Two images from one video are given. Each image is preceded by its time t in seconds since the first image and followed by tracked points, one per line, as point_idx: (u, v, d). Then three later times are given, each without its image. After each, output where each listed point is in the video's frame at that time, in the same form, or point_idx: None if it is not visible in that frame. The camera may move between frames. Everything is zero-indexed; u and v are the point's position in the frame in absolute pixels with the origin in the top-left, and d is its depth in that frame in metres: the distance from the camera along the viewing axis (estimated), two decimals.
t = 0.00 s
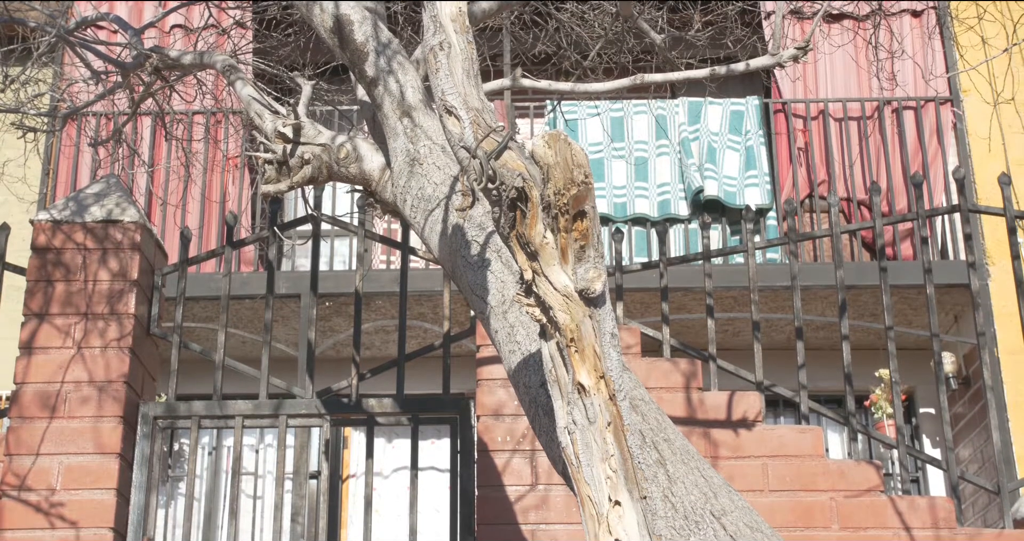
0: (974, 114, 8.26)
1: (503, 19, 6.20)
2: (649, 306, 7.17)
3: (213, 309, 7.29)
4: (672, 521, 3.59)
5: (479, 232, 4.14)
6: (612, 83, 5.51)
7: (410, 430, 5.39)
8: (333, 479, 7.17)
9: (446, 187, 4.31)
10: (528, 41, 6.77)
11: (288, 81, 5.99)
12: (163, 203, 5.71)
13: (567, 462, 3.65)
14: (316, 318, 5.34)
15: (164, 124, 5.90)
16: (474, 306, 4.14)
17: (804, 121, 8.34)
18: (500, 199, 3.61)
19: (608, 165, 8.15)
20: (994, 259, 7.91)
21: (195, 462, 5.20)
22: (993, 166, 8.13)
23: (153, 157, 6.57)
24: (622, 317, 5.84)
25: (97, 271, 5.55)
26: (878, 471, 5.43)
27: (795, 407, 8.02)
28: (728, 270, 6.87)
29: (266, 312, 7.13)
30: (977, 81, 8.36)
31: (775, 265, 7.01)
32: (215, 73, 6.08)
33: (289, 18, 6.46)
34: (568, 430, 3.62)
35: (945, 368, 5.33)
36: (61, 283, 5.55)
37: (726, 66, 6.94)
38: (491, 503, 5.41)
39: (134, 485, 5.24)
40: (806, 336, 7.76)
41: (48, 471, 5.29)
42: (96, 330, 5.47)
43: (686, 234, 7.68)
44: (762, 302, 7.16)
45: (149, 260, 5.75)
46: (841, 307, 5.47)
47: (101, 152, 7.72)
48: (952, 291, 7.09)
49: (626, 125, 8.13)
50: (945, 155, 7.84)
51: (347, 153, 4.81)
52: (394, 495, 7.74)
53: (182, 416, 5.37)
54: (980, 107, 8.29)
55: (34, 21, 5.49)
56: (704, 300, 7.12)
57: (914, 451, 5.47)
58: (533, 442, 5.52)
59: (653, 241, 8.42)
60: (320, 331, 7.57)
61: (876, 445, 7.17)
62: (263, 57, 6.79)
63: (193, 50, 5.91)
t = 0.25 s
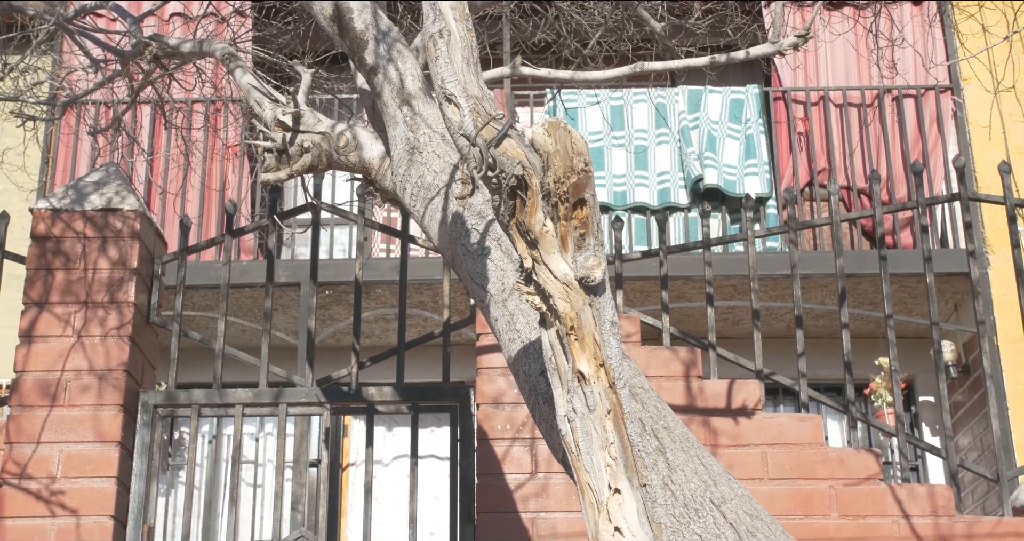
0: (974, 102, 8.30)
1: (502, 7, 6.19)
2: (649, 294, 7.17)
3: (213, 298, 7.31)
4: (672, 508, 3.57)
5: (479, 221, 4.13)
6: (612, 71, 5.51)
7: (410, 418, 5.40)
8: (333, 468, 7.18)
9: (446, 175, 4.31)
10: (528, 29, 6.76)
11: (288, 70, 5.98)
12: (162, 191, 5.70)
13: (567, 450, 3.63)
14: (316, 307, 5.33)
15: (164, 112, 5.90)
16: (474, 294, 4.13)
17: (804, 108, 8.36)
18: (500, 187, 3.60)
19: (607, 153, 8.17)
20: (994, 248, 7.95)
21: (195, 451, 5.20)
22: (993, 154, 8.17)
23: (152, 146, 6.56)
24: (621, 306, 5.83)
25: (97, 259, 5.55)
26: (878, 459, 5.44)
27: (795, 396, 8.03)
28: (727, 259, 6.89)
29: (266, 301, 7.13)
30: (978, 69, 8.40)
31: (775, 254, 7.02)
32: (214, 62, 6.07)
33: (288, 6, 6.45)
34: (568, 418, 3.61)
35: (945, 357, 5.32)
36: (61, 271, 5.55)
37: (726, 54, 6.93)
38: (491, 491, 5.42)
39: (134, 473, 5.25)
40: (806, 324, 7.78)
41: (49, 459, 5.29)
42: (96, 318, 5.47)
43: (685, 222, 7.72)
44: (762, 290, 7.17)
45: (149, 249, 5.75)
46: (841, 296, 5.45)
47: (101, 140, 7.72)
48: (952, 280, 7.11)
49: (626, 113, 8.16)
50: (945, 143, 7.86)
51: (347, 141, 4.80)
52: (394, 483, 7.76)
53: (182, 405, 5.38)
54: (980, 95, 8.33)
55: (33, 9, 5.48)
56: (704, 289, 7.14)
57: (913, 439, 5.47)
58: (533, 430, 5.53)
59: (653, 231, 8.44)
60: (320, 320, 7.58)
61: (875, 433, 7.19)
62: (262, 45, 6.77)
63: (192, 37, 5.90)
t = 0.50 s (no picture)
0: (974, 90, 8.35)
1: None
2: (649, 282, 7.17)
3: (212, 286, 7.32)
4: (672, 495, 3.58)
5: (479, 208, 4.12)
6: (612, 58, 5.50)
7: (410, 406, 5.40)
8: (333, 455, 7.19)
9: (446, 163, 4.30)
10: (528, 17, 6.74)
11: (287, 57, 5.97)
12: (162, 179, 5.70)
13: (566, 438, 3.62)
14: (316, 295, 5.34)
15: (164, 100, 5.89)
16: (474, 282, 4.13)
17: (805, 94, 8.37)
18: (500, 174, 3.59)
19: (608, 141, 8.17)
20: (994, 236, 7.99)
21: (195, 439, 5.20)
22: (993, 142, 8.21)
23: (151, 134, 6.56)
24: (621, 294, 5.83)
25: (96, 247, 5.54)
26: (877, 447, 5.45)
27: (794, 384, 8.04)
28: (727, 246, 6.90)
29: (265, 288, 7.14)
30: (978, 57, 8.46)
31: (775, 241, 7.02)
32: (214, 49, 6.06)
33: None
34: (568, 405, 3.59)
35: (945, 345, 5.31)
36: (61, 259, 5.55)
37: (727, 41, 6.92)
38: (491, 479, 5.42)
39: (134, 461, 5.26)
40: (806, 313, 7.79)
41: (49, 447, 5.29)
42: (96, 306, 5.47)
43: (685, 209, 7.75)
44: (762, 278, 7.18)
45: (149, 236, 5.75)
46: (841, 283, 5.43)
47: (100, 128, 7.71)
48: (952, 268, 7.12)
49: (626, 101, 8.17)
50: (945, 131, 7.88)
51: (347, 129, 4.79)
52: (394, 470, 7.77)
53: (182, 392, 5.38)
54: (981, 83, 8.37)
55: None
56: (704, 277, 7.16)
57: (913, 427, 5.48)
58: (533, 418, 5.53)
59: (653, 219, 8.45)
60: (320, 308, 7.58)
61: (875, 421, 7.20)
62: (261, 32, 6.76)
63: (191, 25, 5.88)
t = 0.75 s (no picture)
0: (974, 78, 8.35)
1: None
2: (648, 271, 7.18)
3: (212, 275, 7.34)
4: (672, 484, 3.57)
5: (479, 197, 4.12)
6: (612, 46, 5.50)
7: (410, 395, 5.41)
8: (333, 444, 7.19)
9: (446, 152, 4.30)
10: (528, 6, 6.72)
11: (287, 46, 5.95)
12: (161, 168, 5.70)
13: (566, 427, 3.60)
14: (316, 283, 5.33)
15: (163, 89, 5.89)
16: (474, 271, 4.13)
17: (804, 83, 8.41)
18: (499, 162, 3.57)
19: (607, 130, 8.18)
20: (994, 225, 8.00)
21: (195, 428, 5.20)
22: (993, 131, 8.23)
23: (151, 123, 6.56)
24: (621, 283, 5.83)
25: (96, 236, 5.54)
26: (877, 435, 5.44)
27: (794, 373, 8.05)
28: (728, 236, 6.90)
29: (265, 278, 7.15)
30: (979, 45, 8.46)
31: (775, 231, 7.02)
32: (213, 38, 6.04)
33: None
34: (568, 394, 3.58)
35: (944, 333, 5.30)
36: (61, 248, 5.55)
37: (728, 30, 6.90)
38: (491, 467, 5.43)
39: (134, 450, 5.26)
40: (806, 301, 7.80)
41: (49, 436, 5.30)
42: (96, 295, 5.48)
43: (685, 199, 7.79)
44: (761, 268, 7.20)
45: (148, 225, 5.74)
46: (841, 272, 5.42)
47: (99, 117, 7.71)
48: (951, 257, 7.14)
49: (626, 90, 8.17)
50: (945, 120, 7.90)
51: (346, 117, 4.79)
52: (395, 458, 7.78)
53: (182, 381, 5.37)
54: (981, 70, 8.38)
55: None
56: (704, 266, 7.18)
57: (912, 415, 5.48)
58: (533, 407, 5.53)
59: (653, 208, 8.46)
60: (319, 297, 7.59)
61: (874, 410, 7.21)
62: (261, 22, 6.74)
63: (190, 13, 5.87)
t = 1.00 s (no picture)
0: (974, 67, 8.36)
1: None
2: (648, 261, 7.19)
3: (212, 265, 7.35)
4: (672, 473, 3.58)
5: (479, 186, 4.11)
6: (612, 35, 5.49)
7: (410, 384, 5.41)
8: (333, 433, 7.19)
9: (446, 141, 4.29)
10: None
11: (287, 35, 5.94)
12: (161, 157, 5.69)
13: (566, 416, 3.59)
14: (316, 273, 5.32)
15: (163, 78, 5.88)
16: (473, 260, 4.12)
17: (804, 73, 8.43)
18: (499, 151, 3.55)
19: (608, 120, 8.19)
20: (994, 215, 8.04)
21: (195, 418, 5.20)
22: (993, 120, 8.25)
23: (151, 113, 6.55)
24: (621, 272, 5.83)
25: (96, 225, 5.54)
26: (876, 424, 5.43)
27: (793, 362, 8.06)
28: (728, 225, 6.92)
29: (265, 267, 7.16)
30: (979, 35, 8.47)
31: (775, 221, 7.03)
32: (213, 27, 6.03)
33: None
34: (568, 383, 3.57)
35: (944, 323, 5.29)
36: (60, 237, 5.55)
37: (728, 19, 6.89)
38: (490, 457, 5.43)
39: (134, 439, 5.26)
40: (806, 291, 7.81)
41: (50, 425, 5.30)
42: (96, 285, 5.47)
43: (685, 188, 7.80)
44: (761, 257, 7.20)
45: (148, 215, 5.74)
46: (841, 261, 5.41)
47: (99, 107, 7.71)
48: (951, 246, 7.15)
49: (626, 79, 8.16)
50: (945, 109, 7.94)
51: (345, 107, 4.79)
52: (395, 447, 7.77)
53: (182, 371, 5.38)
54: (981, 60, 8.38)
55: None
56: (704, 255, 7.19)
57: (911, 404, 5.48)
58: (533, 397, 5.53)
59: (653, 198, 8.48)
60: (319, 286, 7.59)
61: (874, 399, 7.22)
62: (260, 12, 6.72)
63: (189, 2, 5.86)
